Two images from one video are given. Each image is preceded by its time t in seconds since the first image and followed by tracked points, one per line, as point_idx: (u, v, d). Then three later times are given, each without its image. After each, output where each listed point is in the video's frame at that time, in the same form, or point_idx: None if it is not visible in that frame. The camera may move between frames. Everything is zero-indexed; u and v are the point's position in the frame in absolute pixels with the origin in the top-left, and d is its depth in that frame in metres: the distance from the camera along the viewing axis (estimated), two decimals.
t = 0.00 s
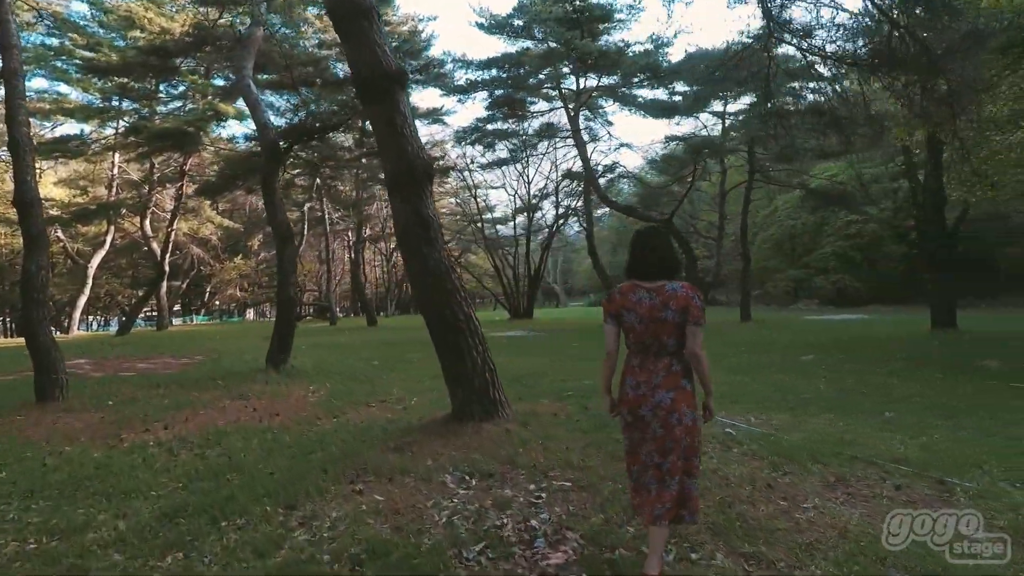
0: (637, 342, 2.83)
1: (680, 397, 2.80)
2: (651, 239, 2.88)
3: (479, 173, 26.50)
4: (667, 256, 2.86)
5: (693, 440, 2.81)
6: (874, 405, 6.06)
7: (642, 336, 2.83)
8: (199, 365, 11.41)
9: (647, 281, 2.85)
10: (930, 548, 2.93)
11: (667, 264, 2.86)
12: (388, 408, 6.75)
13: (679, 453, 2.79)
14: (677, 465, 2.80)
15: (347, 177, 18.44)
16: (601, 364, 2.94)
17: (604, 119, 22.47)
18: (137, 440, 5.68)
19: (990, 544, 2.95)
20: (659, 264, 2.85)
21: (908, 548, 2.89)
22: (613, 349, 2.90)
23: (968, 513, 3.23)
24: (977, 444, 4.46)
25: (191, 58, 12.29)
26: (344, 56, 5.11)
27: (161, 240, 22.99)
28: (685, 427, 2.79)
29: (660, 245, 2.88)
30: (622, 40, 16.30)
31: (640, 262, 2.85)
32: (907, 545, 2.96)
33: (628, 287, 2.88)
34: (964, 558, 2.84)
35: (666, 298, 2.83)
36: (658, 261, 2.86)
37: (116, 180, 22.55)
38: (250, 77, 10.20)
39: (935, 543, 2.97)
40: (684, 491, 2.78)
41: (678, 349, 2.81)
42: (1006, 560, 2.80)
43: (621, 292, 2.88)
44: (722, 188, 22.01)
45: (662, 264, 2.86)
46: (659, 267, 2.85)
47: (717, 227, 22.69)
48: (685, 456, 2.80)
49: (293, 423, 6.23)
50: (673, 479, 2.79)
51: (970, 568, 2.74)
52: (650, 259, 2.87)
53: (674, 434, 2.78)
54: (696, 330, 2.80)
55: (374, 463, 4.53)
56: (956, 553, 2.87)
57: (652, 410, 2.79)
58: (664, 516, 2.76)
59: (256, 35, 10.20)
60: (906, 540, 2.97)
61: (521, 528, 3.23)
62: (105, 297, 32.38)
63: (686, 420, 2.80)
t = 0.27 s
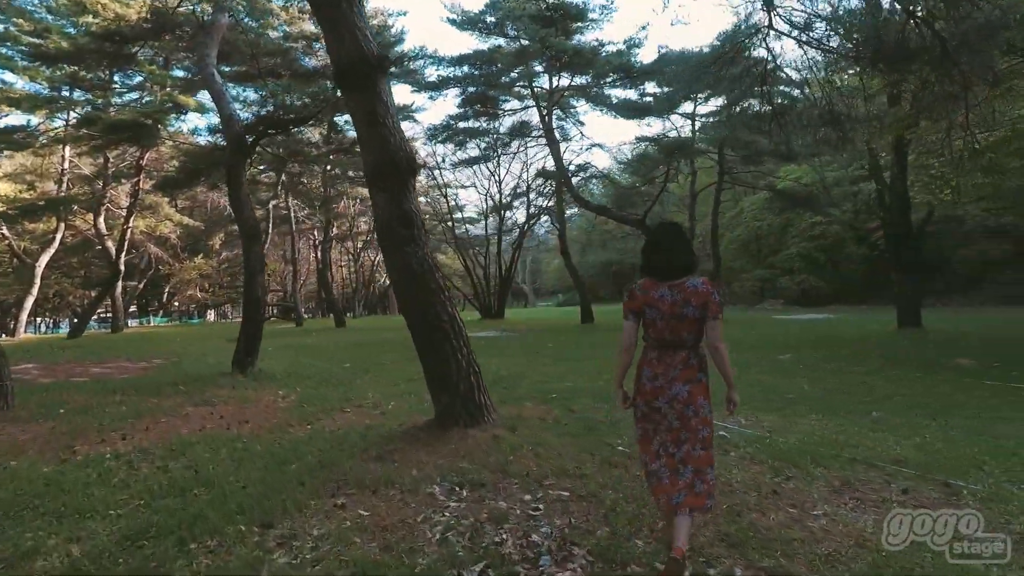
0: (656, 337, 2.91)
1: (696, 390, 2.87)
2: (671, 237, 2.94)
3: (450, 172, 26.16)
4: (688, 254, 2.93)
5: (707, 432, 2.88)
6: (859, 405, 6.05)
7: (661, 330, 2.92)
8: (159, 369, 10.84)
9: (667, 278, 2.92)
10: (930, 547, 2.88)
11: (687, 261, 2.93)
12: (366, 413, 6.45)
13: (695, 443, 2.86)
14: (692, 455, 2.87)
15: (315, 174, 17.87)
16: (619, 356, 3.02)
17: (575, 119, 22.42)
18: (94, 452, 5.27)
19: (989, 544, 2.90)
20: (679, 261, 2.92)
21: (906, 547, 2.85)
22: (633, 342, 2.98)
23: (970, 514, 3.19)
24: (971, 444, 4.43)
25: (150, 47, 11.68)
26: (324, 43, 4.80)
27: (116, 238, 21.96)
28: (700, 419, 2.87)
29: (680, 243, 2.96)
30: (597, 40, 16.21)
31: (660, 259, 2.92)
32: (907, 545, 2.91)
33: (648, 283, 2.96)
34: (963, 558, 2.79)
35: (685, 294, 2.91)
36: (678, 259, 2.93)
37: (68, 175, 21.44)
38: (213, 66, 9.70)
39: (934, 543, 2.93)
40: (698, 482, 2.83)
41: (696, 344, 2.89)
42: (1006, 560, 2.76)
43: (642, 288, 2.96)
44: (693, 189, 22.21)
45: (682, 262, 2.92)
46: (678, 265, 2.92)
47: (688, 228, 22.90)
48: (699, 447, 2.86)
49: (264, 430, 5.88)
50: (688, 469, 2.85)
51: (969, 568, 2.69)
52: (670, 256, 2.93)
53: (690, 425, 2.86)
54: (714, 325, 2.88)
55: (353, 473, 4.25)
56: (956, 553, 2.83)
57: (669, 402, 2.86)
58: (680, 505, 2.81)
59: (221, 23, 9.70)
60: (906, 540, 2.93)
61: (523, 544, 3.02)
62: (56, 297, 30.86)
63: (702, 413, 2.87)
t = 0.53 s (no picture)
0: (670, 331, 2.82)
1: (713, 383, 2.79)
2: (684, 228, 2.85)
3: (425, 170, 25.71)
4: (703, 245, 2.85)
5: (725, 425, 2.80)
6: (851, 404, 5.96)
7: (677, 323, 2.81)
8: (119, 373, 10.25)
9: (682, 270, 2.84)
10: (929, 547, 2.80)
11: (701, 253, 2.86)
12: (345, 418, 6.12)
13: (714, 436, 2.76)
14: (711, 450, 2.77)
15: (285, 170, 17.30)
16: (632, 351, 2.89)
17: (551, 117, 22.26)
18: (47, 464, 4.84)
19: (989, 543, 2.81)
20: (694, 253, 2.84)
21: (904, 547, 2.78)
22: (647, 337, 2.87)
23: (971, 515, 3.11)
24: (973, 444, 4.34)
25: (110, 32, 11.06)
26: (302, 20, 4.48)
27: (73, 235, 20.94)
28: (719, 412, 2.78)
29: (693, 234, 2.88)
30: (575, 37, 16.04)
31: (676, 251, 2.84)
32: (906, 545, 2.83)
33: (663, 275, 2.87)
34: (964, 557, 2.70)
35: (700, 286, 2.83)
36: (693, 250, 2.84)
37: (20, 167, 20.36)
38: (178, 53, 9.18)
39: (934, 542, 2.85)
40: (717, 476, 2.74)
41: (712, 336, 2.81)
42: (1006, 559, 2.67)
43: (656, 281, 2.86)
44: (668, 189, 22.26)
45: (698, 254, 2.83)
46: (693, 257, 2.84)
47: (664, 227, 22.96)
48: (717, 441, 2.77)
49: (235, 438, 5.50)
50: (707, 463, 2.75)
51: (967, 567, 2.60)
52: (685, 247, 2.85)
53: (708, 419, 2.76)
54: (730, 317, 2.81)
55: (334, 484, 3.94)
56: (955, 553, 2.73)
57: (688, 397, 2.76)
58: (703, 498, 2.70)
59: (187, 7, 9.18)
60: (906, 540, 2.85)
61: (527, 563, 2.78)
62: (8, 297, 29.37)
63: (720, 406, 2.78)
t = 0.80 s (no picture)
0: (685, 336, 2.65)
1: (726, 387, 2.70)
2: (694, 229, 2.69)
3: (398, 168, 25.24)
4: (713, 245, 2.70)
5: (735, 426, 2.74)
6: (840, 405, 5.92)
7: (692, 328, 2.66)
8: (76, 378, 9.67)
9: (694, 272, 2.68)
10: (931, 547, 2.83)
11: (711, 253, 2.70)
12: (322, 426, 5.81)
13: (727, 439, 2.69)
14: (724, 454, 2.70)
15: (255, 167, 16.71)
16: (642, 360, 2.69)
17: (528, 117, 22.09)
18: None
19: (989, 544, 2.86)
20: (705, 253, 2.68)
21: (906, 548, 2.81)
22: (659, 343, 2.68)
23: (969, 514, 3.14)
24: (969, 446, 4.30)
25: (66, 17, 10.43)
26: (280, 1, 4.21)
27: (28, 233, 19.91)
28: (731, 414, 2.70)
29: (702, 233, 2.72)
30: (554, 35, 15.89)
31: (688, 252, 2.66)
32: (907, 545, 2.87)
33: (675, 278, 2.68)
34: (965, 558, 2.74)
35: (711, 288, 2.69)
36: (704, 251, 2.68)
37: None
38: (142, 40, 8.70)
39: (935, 543, 2.88)
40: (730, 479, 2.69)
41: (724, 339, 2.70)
42: (1007, 559, 2.71)
43: (668, 285, 2.67)
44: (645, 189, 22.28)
45: (709, 255, 2.68)
46: (705, 258, 2.68)
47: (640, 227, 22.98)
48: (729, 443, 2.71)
49: (205, 449, 5.15)
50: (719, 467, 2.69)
51: (968, 568, 2.65)
52: (695, 248, 2.69)
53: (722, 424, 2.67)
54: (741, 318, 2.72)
55: (317, 499, 3.68)
56: (956, 553, 2.77)
57: (706, 403, 2.63)
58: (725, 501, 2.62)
59: None
60: (906, 540, 2.88)
61: None
62: None
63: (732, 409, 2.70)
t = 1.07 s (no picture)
0: (692, 335, 2.57)
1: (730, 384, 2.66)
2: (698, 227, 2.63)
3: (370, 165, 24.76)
4: (717, 243, 2.64)
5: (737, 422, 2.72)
6: (828, 405, 5.89)
7: (699, 327, 2.59)
8: (28, 383, 9.09)
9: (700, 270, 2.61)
10: (931, 547, 2.80)
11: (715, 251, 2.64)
12: (298, 433, 5.51)
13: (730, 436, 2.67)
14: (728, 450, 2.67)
15: (221, 162, 16.13)
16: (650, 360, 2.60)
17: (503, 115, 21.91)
18: None
19: (989, 543, 2.83)
20: (710, 251, 2.62)
21: (905, 548, 2.78)
22: (666, 342, 2.60)
23: (971, 514, 3.11)
24: (964, 446, 4.28)
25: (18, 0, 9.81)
26: None
27: None
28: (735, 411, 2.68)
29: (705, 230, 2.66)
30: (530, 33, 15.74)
31: (695, 249, 2.59)
32: (906, 544, 2.85)
33: (682, 277, 2.61)
34: (964, 558, 2.71)
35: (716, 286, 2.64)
36: (709, 249, 2.62)
37: None
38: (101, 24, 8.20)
39: (935, 543, 2.85)
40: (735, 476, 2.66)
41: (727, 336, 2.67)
42: (1007, 560, 2.68)
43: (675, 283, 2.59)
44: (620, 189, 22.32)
45: (714, 253, 2.62)
46: (710, 255, 2.61)
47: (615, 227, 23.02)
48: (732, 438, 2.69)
49: (172, 459, 4.81)
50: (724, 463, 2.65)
51: (968, 569, 2.62)
52: (700, 245, 2.62)
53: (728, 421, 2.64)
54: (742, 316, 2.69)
55: (297, 513, 3.43)
56: (958, 553, 2.74)
57: (715, 400, 2.58)
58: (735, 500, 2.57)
59: None
60: (905, 540, 2.86)
61: None
62: None
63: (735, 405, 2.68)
